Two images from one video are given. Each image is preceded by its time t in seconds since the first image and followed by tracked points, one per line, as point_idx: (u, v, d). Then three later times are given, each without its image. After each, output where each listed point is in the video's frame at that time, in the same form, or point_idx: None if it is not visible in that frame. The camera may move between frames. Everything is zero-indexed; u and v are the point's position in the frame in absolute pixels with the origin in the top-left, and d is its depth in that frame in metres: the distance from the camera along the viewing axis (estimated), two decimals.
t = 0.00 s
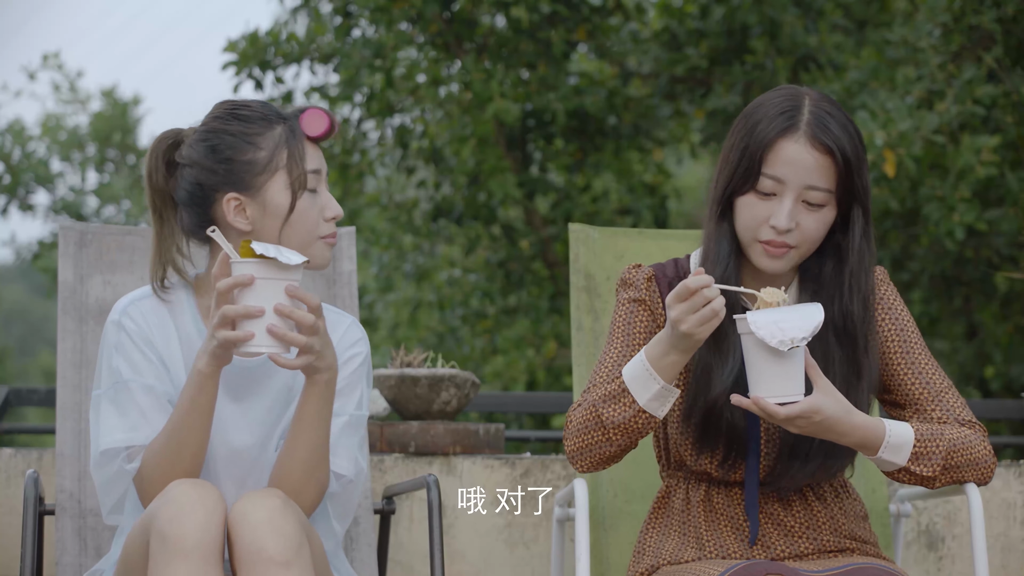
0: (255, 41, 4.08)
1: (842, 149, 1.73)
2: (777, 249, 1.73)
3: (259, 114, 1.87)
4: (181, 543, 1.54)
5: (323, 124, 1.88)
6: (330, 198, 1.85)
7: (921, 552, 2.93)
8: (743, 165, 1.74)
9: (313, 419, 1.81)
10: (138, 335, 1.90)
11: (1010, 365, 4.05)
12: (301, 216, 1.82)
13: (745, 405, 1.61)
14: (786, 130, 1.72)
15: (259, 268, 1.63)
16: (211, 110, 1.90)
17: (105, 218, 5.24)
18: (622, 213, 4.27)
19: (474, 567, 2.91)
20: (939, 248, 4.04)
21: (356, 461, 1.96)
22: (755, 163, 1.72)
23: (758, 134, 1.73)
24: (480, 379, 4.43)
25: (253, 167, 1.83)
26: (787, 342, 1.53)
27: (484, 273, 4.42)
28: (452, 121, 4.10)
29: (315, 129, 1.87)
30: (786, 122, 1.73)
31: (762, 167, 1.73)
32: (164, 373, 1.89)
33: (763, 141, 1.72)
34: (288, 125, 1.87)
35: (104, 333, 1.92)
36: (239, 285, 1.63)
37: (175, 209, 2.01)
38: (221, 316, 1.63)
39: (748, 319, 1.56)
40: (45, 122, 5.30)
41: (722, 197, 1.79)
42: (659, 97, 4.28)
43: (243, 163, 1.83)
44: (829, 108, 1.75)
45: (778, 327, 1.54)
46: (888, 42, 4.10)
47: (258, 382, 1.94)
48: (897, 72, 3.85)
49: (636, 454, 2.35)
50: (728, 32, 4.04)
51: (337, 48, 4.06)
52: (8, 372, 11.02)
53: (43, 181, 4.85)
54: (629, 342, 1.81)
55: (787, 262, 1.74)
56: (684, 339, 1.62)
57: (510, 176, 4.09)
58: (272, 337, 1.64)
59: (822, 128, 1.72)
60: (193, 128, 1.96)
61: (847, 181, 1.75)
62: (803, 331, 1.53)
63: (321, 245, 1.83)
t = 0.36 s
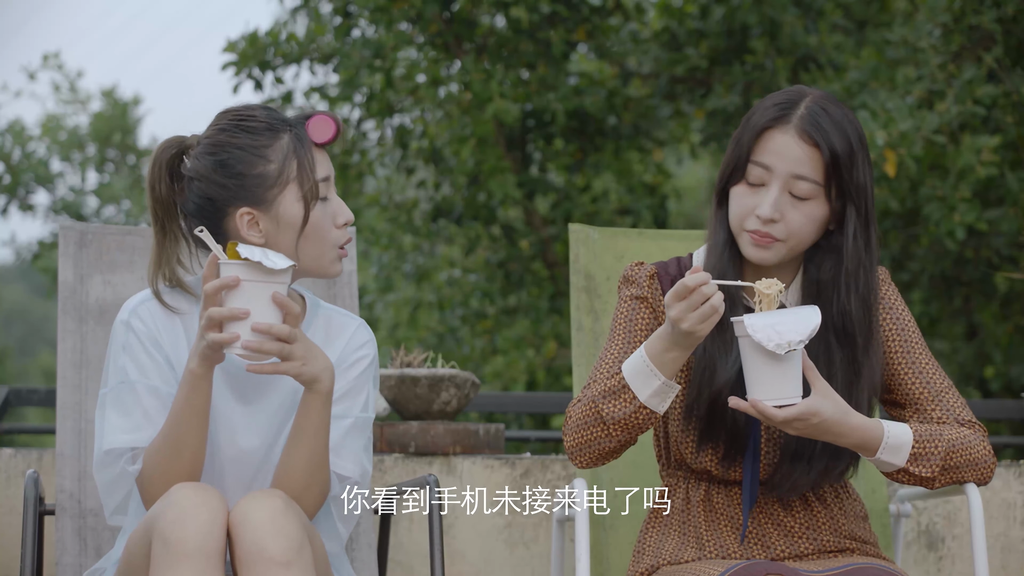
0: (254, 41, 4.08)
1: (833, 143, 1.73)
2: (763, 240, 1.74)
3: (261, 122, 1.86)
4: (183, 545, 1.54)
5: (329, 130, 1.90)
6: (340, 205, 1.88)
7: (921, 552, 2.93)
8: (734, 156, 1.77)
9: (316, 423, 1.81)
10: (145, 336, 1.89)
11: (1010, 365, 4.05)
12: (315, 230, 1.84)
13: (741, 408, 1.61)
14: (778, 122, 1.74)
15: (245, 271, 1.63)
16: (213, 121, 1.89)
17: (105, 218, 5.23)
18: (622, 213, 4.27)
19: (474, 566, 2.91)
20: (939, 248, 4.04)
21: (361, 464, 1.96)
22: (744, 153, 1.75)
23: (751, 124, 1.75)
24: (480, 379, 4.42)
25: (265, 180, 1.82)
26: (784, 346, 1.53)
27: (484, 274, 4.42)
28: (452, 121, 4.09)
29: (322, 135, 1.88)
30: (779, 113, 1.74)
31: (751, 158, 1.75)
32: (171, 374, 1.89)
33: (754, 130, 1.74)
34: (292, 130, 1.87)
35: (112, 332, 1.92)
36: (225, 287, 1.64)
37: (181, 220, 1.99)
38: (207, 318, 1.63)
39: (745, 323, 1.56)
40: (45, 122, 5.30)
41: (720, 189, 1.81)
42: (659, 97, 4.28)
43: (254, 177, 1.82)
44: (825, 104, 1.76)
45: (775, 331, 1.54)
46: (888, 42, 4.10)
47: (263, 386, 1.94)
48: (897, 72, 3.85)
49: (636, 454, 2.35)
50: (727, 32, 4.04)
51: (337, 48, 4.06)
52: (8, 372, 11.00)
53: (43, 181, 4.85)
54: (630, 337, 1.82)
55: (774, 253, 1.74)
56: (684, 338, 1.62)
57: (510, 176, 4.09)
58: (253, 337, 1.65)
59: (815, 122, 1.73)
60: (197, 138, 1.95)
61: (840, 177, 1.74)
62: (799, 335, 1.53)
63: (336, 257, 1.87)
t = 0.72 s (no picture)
0: (254, 41, 4.08)
1: (811, 138, 1.77)
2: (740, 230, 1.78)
3: (257, 122, 1.87)
4: (179, 546, 1.54)
5: (322, 133, 1.89)
6: (331, 207, 1.87)
7: (921, 553, 2.93)
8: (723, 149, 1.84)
9: (302, 428, 1.80)
10: (139, 339, 1.89)
11: (1010, 365, 4.05)
12: (305, 232, 1.84)
13: (741, 404, 1.61)
14: (760, 116, 1.81)
15: (238, 273, 1.63)
16: (209, 120, 1.90)
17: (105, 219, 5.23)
18: (622, 213, 4.27)
19: (474, 567, 2.91)
20: (938, 248, 4.04)
21: (357, 463, 1.95)
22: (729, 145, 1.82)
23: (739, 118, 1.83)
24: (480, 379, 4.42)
25: (254, 181, 1.82)
26: (784, 342, 1.53)
27: (483, 274, 4.42)
28: (452, 122, 4.09)
29: (316, 138, 1.88)
30: (761, 107, 1.81)
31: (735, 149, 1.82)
32: (164, 376, 1.89)
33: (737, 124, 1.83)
34: (287, 130, 1.88)
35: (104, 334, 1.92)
36: (218, 289, 1.63)
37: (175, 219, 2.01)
38: (202, 319, 1.64)
39: (744, 319, 1.56)
40: (46, 123, 5.30)
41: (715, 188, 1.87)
42: (659, 98, 4.29)
43: (245, 177, 1.82)
44: (810, 102, 1.80)
45: (774, 327, 1.54)
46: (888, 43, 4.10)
47: (260, 387, 1.94)
48: (897, 73, 3.86)
49: (637, 454, 2.35)
50: (728, 32, 4.04)
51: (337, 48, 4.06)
52: (8, 373, 11.00)
53: (43, 181, 4.84)
54: (635, 331, 1.82)
55: (748, 244, 1.78)
56: (691, 330, 1.62)
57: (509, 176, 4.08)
58: (242, 338, 1.65)
59: (789, 113, 1.78)
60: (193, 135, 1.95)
61: (818, 171, 1.77)
62: (799, 331, 1.54)
63: (325, 259, 1.86)
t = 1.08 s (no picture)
0: (254, 42, 4.08)
1: (812, 139, 1.77)
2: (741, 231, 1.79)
3: (248, 126, 1.87)
4: (178, 546, 1.54)
5: (315, 134, 1.89)
6: (327, 208, 1.88)
7: (921, 553, 2.93)
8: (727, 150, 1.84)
9: (299, 427, 1.80)
10: (136, 341, 1.90)
11: (1010, 366, 4.05)
12: (301, 234, 1.84)
13: (741, 400, 1.61)
14: (761, 116, 1.80)
15: (231, 273, 1.63)
16: (199, 126, 1.90)
17: (105, 219, 5.23)
18: (622, 214, 4.28)
19: (474, 567, 2.91)
20: (938, 249, 4.04)
21: (355, 462, 1.95)
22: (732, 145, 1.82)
23: (741, 121, 1.84)
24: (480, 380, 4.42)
25: (250, 185, 1.82)
26: (785, 339, 1.53)
27: (484, 274, 4.43)
28: (452, 122, 4.09)
29: (308, 139, 1.88)
30: (762, 109, 1.81)
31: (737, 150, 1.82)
32: (161, 378, 1.89)
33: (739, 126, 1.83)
34: (280, 133, 1.88)
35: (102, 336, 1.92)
36: (211, 289, 1.63)
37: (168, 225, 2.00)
38: (196, 319, 1.64)
39: (747, 315, 1.57)
40: (46, 123, 5.30)
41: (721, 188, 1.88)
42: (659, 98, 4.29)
43: (240, 183, 1.82)
44: (812, 103, 1.80)
45: (775, 324, 1.55)
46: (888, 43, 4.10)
47: (256, 388, 1.94)
48: (897, 73, 3.85)
49: (636, 455, 2.35)
50: (728, 33, 4.05)
51: (337, 49, 4.06)
52: (8, 374, 10.98)
53: (43, 181, 4.84)
54: (639, 323, 1.82)
55: (750, 243, 1.78)
56: (692, 318, 1.62)
57: (509, 177, 4.08)
58: (235, 337, 1.65)
59: (792, 113, 1.78)
60: (183, 140, 1.94)
61: (819, 172, 1.77)
62: (801, 328, 1.54)
63: (320, 259, 1.86)
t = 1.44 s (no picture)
0: (254, 43, 4.08)
1: (806, 139, 1.77)
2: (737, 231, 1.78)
3: (246, 127, 1.87)
4: (178, 546, 1.54)
5: (312, 136, 1.88)
6: (326, 210, 1.87)
7: (921, 554, 2.93)
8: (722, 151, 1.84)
9: (302, 426, 1.81)
10: (136, 342, 1.89)
11: (1010, 367, 4.05)
12: (298, 235, 1.84)
13: (740, 405, 1.61)
14: (756, 116, 1.81)
15: (235, 273, 1.63)
16: (197, 127, 1.90)
17: (105, 220, 5.23)
18: (622, 215, 4.29)
19: (474, 568, 2.91)
20: (939, 250, 4.04)
21: (355, 463, 1.95)
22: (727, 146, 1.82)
23: (736, 120, 1.84)
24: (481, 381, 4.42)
25: (246, 188, 1.82)
26: (783, 343, 1.53)
27: (484, 275, 4.43)
28: (452, 123, 4.09)
29: (307, 141, 1.87)
30: (757, 108, 1.81)
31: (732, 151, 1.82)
32: (161, 379, 1.90)
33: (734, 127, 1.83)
34: (278, 134, 1.87)
35: (102, 337, 1.92)
36: (216, 291, 1.64)
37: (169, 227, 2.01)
38: (201, 320, 1.64)
39: (744, 321, 1.57)
40: (46, 124, 5.30)
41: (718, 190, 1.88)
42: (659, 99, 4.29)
43: (237, 186, 1.82)
44: (807, 103, 1.80)
45: (773, 328, 1.54)
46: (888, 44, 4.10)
47: (256, 389, 1.94)
48: (897, 74, 3.85)
49: (636, 456, 2.35)
50: (728, 34, 4.05)
51: (337, 50, 4.06)
52: (8, 376, 10.96)
53: (43, 182, 4.84)
54: (636, 326, 1.82)
55: (747, 243, 1.77)
56: (689, 328, 1.62)
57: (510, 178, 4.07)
58: (239, 336, 1.65)
59: (785, 113, 1.78)
60: (182, 142, 1.94)
61: (815, 172, 1.77)
62: (798, 333, 1.53)
63: (318, 262, 1.86)
